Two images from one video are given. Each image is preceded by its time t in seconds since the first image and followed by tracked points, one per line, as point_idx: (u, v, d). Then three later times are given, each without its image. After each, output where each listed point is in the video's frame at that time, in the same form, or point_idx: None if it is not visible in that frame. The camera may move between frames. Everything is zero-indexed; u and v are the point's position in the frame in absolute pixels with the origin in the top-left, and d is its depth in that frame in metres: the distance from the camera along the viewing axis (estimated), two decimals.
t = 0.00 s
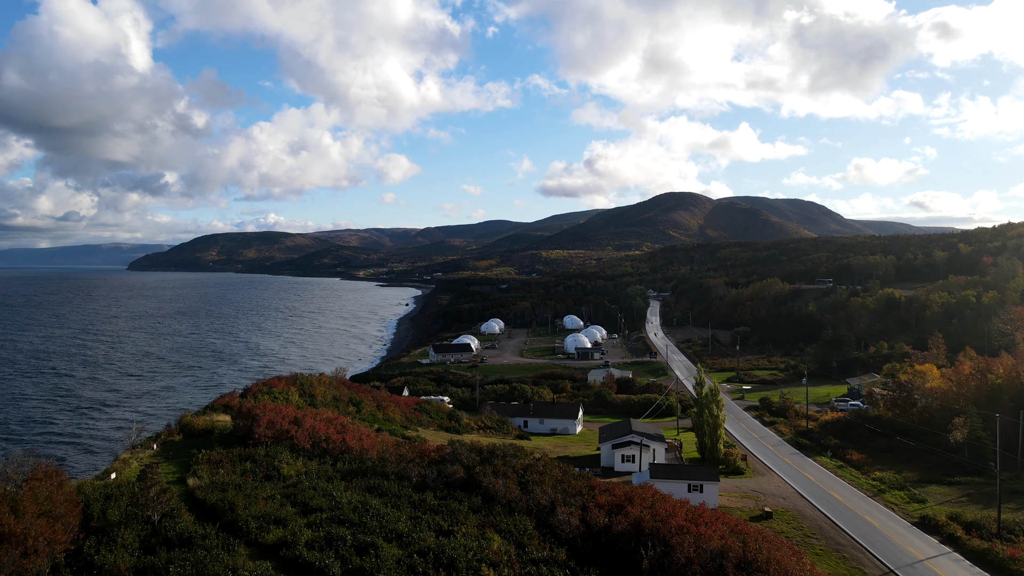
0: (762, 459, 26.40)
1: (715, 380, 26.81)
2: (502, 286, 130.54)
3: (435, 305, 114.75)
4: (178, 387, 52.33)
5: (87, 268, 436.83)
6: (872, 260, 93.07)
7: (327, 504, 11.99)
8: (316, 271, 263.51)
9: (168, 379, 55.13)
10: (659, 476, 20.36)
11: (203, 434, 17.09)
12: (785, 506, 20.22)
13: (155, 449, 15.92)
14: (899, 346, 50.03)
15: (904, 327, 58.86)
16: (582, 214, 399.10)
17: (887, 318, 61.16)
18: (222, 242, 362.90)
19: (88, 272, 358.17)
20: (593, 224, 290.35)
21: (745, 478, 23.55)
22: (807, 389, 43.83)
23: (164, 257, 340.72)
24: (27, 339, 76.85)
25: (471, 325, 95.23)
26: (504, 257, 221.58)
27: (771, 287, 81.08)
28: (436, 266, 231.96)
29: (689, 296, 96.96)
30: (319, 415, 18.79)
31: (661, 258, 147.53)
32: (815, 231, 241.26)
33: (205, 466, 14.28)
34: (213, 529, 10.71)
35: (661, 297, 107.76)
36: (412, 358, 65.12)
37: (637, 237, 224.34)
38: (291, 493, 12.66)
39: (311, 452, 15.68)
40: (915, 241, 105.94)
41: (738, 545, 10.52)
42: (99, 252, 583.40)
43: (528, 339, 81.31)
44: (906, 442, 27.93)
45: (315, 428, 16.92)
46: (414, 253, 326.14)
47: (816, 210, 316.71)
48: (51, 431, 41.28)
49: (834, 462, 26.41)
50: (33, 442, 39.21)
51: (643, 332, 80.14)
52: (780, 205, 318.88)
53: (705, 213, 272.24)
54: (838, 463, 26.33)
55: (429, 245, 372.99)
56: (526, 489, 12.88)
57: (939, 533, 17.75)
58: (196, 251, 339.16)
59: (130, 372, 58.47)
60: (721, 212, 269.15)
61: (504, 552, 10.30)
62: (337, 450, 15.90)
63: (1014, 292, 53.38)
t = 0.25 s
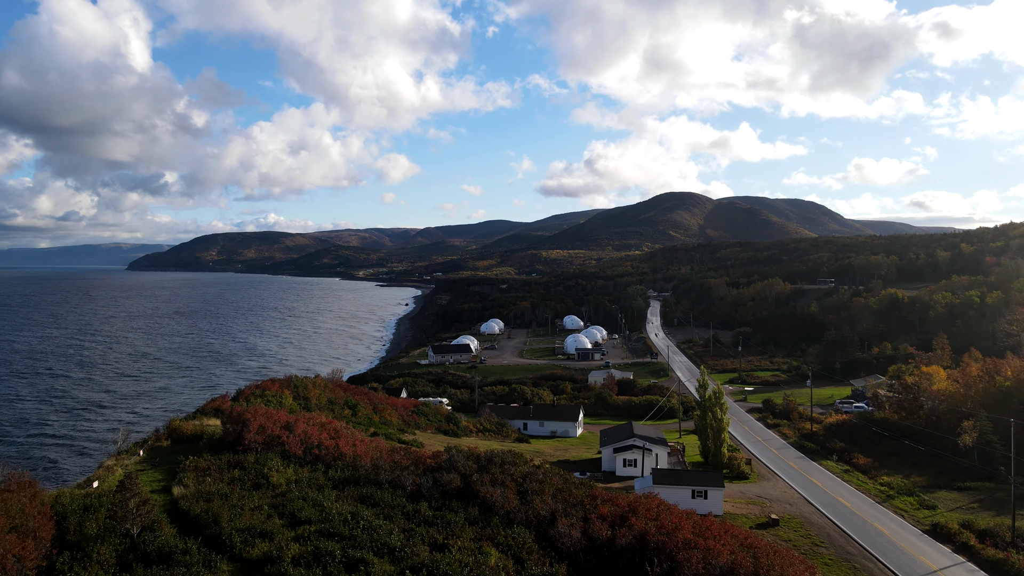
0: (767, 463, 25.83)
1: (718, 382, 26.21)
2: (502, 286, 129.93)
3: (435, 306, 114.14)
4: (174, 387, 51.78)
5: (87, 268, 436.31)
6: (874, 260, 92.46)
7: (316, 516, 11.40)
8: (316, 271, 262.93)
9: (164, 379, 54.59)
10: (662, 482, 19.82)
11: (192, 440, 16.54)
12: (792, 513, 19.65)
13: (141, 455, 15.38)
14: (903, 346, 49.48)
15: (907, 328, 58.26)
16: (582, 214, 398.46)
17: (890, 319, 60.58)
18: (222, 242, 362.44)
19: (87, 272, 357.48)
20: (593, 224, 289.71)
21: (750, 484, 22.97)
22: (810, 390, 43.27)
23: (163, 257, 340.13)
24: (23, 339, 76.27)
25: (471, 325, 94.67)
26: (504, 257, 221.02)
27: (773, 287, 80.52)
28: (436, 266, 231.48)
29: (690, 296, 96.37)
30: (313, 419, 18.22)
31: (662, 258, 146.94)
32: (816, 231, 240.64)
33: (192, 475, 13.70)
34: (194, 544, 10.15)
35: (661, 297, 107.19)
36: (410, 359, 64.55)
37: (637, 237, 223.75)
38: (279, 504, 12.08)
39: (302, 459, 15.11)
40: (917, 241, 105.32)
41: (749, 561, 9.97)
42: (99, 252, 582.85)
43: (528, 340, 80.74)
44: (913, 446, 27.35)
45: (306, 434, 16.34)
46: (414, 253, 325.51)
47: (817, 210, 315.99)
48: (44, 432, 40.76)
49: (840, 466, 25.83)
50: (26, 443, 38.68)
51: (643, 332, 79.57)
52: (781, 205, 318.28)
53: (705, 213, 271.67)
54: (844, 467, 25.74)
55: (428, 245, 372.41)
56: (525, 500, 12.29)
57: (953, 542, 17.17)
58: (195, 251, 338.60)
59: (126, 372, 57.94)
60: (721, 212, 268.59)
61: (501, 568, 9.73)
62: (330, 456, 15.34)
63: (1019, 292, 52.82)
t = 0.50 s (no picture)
0: (772, 468, 25.27)
1: (722, 385, 25.67)
2: (501, 286, 129.33)
3: (434, 306, 113.58)
4: (170, 389, 51.25)
5: (86, 268, 435.60)
6: (876, 260, 91.86)
7: (303, 529, 10.85)
8: (316, 271, 262.40)
9: (159, 380, 54.08)
10: (665, 488, 19.29)
11: (180, 445, 16.02)
12: (797, 520, 19.11)
13: (127, 462, 14.86)
14: (907, 347, 48.96)
15: (910, 329, 57.71)
16: (582, 214, 397.92)
17: (893, 320, 60.03)
18: (222, 242, 362.04)
19: (86, 272, 356.94)
20: (593, 224, 289.15)
21: (754, 489, 22.42)
22: (813, 392, 42.74)
23: (163, 258, 339.55)
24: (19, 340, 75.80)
25: (470, 326, 94.13)
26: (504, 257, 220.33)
27: (774, 287, 79.99)
28: (436, 266, 231.07)
29: (691, 296, 95.82)
30: (306, 424, 17.69)
31: (662, 258, 146.32)
32: (816, 231, 239.98)
33: (177, 483, 13.17)
34: (172, 560, 9.60)
35: (662, 297, 106.62)
36: (409, 359, 64.00)
37: (637, 237, 223.20)
38: (267, 515, 11.55)
39: (293, 466, 14.59)
40: (919, 241, 104.69)
41: None
42: (99, 253, 582.52)
43: (528, 340, 80.21)
44: (919, 450, 26.80)
45: (297, 439, 15.80)
46: (414, 253, 324.97)
47: (817, 210, 315.38)
48: (37, 433, 40.29)
49: (846, 471, 25.25)
50: (18, 445, 38.16)
51: (644, 332, 78.99)
52: (781, 204, 317.68)
53: (705, 213, 271.07)
54: (851, 472, 25.16)
55: (428, 245, 371.77)
56: (523, 511, 11.74)
57: (967, 552, 16.59)
58: (195, 251, 337.97)
59: (122, 373, 57.45)
60: (722, 211, 267.92)
61: None
62: (322, 463, 14.81)
63: None
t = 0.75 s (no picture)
0: (776, 472, 24.73)
1: (726, 388, 25.13)
2: (501, 286, 128.77)
3: (434, 306, 113.04)
4: (166, 390, 50.73)
5: (85, 268, 434.90)
6: (878, 260, 91.26)
7: (289, 544, 10.29)
8: (315, 271, 261.82)
9: (155, 381, 53.54)
10: (668, 494, 18.73)
11: (167, 452, 15.47)
12: (805, 528, 18.55)
13: (111, 469, 14.34)
14: (911, 348, 48.40)
15: (914, 329, 57.12)
16: (582, 214, 397.36)
17: (896, 320, 59.46)
18: (222, 242, 361.61)
19: (85, 272, 356.35)
20: (593, 224, 288.53)
21: (760, 494, 21.86)
22: (817, 393, 42.17)
23: (162, 258, 338.99)
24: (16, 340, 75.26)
25: (470, 326, 93.58)
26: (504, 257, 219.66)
27: (776, 287, 79.44)
28: (435, 266, 230.42)
29: (691, 296, 95.24)
30: (298, 429, 17.11)
31: (663, 258, 145.72)
32: (817, 231, 239.34)
33: (160, 493, 12.62)
34: None
35: (662, 298, 106.05)
36: (408, 360, 63.44)
37: (637, 237, 222.62)
38: (253, 527, 11.01)
39: (283, 474, 14.03)
40: (921, 241, 104.10)
41: None
42: (99, 252, 581.99)
43: (528, 340, 79.67)
44: (927, 454, 26.25)
45: (288, 445, 15.24)
46: (413, 253, 324.48)
47: (817, 210, 314.77)
48: (29, 435, 39.79)
49: (852, 475, 24.72)
50: (9, 447, 37.61)
51: (644, 333, 78.40)
52: (781, 205, 317.22)
53: (705, 213, 270.52)
54: (857, 476, 24.60)
55: (428, 245, 371.27)
56: (523, 523, 11.19)
57: (981, 562, 16.04)
58: (194, 251, 337.48)
59: (118, 374, 56.92)
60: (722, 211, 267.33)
61: None
62: (313, 470, 14.27)
63: None
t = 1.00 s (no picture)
0: (782, 477, 24.16)
1: (730, 391, 24.55)
2: (501, 286, 128.18)
3: (433, 306, 112.49)
4: (162, 391, 50.25)
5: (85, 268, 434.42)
6: (881, 260, 90.62)
7: (273, 561, 9.72)
8: (315, 271, 261.34)
9: (151, 383, 53.06)
10: (671, 501, 18.07)
11: (154, 459, 14.93)
12: (812, 536, 17.99)
13: (94, 477, 13.80)
14: (915, 349, 47.83)
15: (918, 330, 56.50)
16: (582, 214, 396.72)
17: (899, 321, 58.85)
18: (222, 242, 360.97)
19: (85, 272, 355.84)
20: (593, 224, 287.97)
21: (765, 501, 21.30)
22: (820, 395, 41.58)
23: (162, 258, 338.50)
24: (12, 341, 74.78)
25: (469, 326, 92.99)
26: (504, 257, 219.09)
27: (778, 287, 78.82)
28: (435, 266, 229.84)
29: (692, 296, 94.64)
30: (290, 434, 16.54)
31: (663, 258, 145.06)
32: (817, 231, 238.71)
33: (143, 503, 12.05)
34: None
35: (663, 298, 105.45)
36: (406, 361, 62.86)
37: (637, 237, 222.07)
38: (237, 542, 10.47)
39: (272, 483, 13.45)
40: (923, 241, 103.47)
41: None
42: (99, 252, 581.74)
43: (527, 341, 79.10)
44: (935, 458, 25.66)
45: (277, 451, 14.67)
46: (413, 253, 323.81)
47: (817, 210, 314.22)
48: (23, 436, 39.25)
49: (859, 480, 24.14)
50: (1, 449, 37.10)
51: (645, 334, 77.81)
52: (781, 205, 316.68)
53: (706, 212, 269.94)
54: (864, 481, 24.04)
55: (428, 245, 370.72)
56: (521, 537, 10.62)
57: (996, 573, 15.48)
58: (194, 251, 337.00)
59: (114, 375, 56.44)
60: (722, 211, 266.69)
61: None
62: (304, 479, 13.67)
63: None
